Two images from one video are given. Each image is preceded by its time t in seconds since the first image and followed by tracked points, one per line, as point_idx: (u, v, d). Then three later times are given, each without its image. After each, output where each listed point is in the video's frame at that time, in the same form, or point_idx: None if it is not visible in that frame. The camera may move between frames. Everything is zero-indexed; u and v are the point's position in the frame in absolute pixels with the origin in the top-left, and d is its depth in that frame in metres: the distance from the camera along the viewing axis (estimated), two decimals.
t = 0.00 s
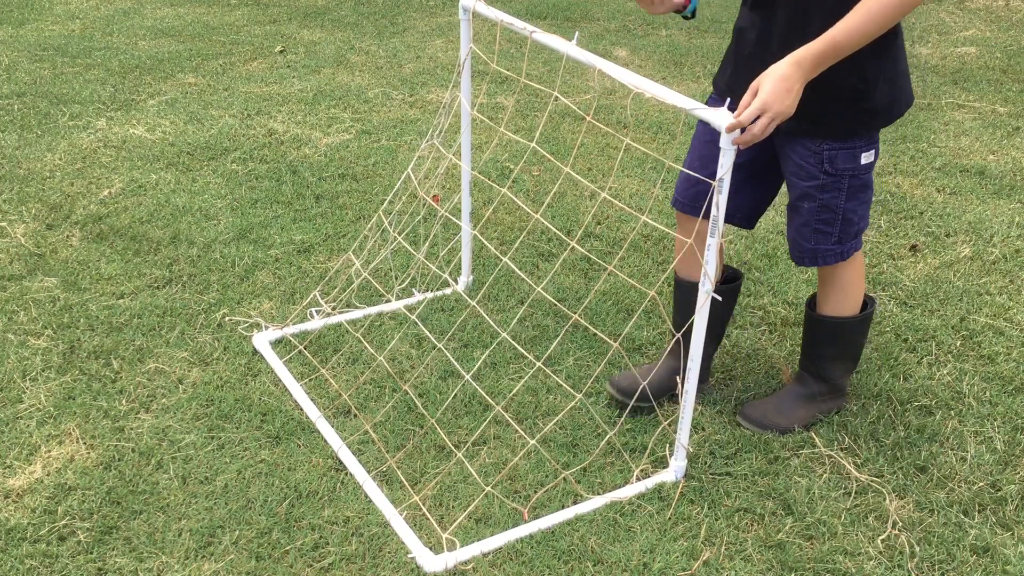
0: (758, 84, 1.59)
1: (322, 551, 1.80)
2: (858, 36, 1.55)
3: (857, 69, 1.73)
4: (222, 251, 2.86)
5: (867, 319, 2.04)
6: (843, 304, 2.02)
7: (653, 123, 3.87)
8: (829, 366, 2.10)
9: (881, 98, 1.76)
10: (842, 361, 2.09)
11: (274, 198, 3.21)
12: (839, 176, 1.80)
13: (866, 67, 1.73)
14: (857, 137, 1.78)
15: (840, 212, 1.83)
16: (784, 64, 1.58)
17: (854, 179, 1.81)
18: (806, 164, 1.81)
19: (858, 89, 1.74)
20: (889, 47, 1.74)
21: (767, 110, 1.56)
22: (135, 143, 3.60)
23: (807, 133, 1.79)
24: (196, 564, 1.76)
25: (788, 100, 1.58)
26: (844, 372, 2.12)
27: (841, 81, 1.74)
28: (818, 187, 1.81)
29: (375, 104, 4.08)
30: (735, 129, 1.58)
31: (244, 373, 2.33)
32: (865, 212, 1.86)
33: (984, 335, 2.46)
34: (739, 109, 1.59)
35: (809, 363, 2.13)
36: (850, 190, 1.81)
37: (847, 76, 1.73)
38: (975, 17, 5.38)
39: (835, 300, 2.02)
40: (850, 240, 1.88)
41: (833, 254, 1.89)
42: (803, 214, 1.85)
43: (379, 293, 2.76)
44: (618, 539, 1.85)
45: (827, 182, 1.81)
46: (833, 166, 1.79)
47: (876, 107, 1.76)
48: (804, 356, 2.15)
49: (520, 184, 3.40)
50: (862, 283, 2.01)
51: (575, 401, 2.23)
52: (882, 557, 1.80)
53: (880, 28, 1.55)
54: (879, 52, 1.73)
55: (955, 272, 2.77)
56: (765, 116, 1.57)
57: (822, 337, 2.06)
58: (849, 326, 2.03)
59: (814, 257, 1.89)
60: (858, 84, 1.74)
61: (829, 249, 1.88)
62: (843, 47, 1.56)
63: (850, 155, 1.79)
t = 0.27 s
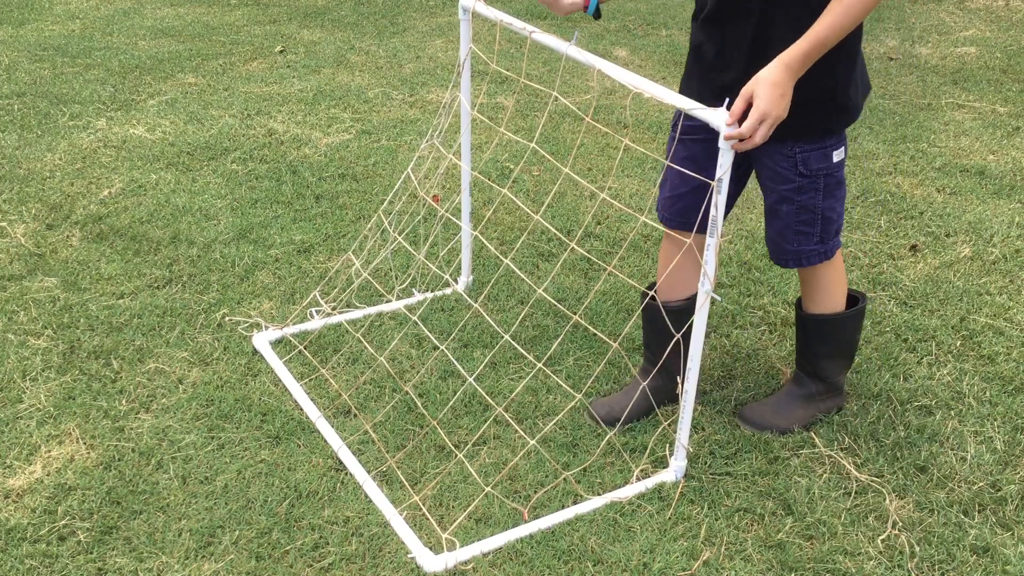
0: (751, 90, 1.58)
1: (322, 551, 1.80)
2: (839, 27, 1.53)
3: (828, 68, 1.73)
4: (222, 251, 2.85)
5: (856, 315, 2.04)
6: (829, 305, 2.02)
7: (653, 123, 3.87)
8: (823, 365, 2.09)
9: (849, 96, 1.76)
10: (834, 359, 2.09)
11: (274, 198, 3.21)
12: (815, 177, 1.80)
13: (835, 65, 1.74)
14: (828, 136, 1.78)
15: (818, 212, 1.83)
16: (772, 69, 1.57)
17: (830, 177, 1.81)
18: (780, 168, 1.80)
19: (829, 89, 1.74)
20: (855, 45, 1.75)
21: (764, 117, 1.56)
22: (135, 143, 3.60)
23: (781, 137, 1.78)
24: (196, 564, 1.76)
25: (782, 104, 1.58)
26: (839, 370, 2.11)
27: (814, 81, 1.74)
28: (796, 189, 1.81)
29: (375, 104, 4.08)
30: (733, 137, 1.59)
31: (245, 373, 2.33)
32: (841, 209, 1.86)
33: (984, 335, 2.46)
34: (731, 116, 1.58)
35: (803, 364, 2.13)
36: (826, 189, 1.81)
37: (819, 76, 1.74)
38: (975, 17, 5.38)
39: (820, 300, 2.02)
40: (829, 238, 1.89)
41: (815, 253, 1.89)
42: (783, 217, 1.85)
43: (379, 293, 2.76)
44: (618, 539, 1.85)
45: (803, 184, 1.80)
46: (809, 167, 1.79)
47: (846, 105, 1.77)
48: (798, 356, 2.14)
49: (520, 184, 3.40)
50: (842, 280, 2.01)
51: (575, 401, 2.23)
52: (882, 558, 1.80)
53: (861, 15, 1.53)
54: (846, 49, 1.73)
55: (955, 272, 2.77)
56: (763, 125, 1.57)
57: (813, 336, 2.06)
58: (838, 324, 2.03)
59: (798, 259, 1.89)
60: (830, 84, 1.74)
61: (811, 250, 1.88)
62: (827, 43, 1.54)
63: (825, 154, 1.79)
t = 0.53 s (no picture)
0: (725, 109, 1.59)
1: (322, 551, 1.80)
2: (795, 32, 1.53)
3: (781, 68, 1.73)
4: (222, 251, 2.86)
5: (833, 310, 2.03)
6: (801, 300, 2.02)
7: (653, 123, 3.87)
8: (812, 358, 2.09)
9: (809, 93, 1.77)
10: (821, 351, 2.08)
11: (274, 198, 3.21)
12: (778, 172, 1.80)
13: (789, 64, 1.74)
14: (791, 131, 1.78)
15: (783, 207, 1.83)
16: (740, 83, 1.58)
17: (794, 172, 1.81)
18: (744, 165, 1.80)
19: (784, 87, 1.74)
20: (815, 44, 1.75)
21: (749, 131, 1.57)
22: (135, 143, 3.60)
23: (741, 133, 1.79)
24: (196, 564, 1.76)
25: (760, 114, 1.58)
26: (828, 360, 2.11)
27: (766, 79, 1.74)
28: (760, 185, 1.81)
29: (375, 104, 4.08)
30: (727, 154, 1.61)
31: (245, 373, 2.33)
32: (808, 204, 1.86)
33: (984, 335, 2.46)
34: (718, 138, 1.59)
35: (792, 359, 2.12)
36: (791, 184, 1.82)
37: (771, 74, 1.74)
38: (975, 18, 5.38)
39: (794, 296, 2.01)
40: (797, 234, 1.88)
41: (782, 248, 1.89)
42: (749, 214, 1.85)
43: (379, 293, 2.76)
44: (618, 539, 1.85)
45: (768, 179, 1.80)
46: (772, 163, 1.79)
47: (804, 102, 1.77)
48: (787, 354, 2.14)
49: (520, 184, 3.40)
50: (812, 276, 2.00)
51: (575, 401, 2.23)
52: (882, 558, 1.80)
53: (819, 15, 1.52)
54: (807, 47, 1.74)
55: (955, 272, 2.77)
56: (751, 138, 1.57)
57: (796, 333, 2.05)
58: (820, 318, 2.03)
59: (766, 254, 1.89)
60: (783, 81, 1.74)
61: (778, 245, 1.88)
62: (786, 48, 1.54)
63: (787, 150, 1.79)
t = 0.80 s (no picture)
0: (716, 85, 1.59)
1: (322, 551, 1.80)
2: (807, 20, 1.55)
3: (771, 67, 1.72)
4: (222, 251, 2.86)
5: (830, 324, 2.00)
6: (787, 304, 2.00)
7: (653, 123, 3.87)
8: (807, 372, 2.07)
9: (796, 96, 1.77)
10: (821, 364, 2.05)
11: (274, 198, 3.21)
12: (757, 174, 1.79)
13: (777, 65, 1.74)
14: (772, 134, 1.77)
15: (760, 211, 1.82)
16: (739, 61, 1.58)
17: (773, 177, 1.80)
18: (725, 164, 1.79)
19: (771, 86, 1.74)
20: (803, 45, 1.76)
21: (733, 112, 1.57)
22: (135, 143, 3.60)
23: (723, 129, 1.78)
24: (196, 564, 1.76)
25: (747, 98, 1.57)
26: (830, 376, 2.07)
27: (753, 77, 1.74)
28: (738, 185, 1.80)
29: (375, 104, 4.08)
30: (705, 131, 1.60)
31: (245, 373, 2.33)
32: (786, 211, 1.85)
33: (984, 335, 2.46)
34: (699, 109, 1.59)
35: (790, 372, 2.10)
36: (769, 188, 1.80)
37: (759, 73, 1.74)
38: (975, 17, 5.38)
39: (777, 298, 2.00)
40: (773, 241, 1.87)
41: (757, 254, 1.88)
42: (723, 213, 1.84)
43: (379, 293, 2.76)
44: (618, 539, 1.85)
45: (746, 180, 1.79)
46: (751, 164, 1.78)
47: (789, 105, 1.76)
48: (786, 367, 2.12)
49: (520, 184, 3.40)
50: (801, 281, 1.99)
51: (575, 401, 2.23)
52: (882, 558, 1.80)
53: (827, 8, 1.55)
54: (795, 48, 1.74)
55: (955, 272, 2.77)
56: (735, 120, 1.57)
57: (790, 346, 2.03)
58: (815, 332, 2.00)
59: (737, 257, 1.87)
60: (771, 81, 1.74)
61: (752, 250, 1.87)
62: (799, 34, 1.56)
63: (768, 152, 1.78)
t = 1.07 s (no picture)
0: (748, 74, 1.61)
1: (322, 551, 1.80)
2: (853, 31, 1.55)
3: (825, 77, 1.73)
4: (222, 251, 2.86)
5: (864, 331, 2.02)
6: (835, 309, 2.00)
7: (653, 123, 3.87)
8: (827, 376, 2.07)
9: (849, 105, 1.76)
10: (842, 371, 2.06)
11: (274, 198, 3.21)
12: (811, 182, 1.79)
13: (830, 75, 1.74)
14: (826, 143, 1.78)
15: (813, 217, 1.82)
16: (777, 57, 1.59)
17: (826, 184, 1.80)
18: (778, 171, 1.80)
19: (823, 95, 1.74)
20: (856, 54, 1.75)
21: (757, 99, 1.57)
22: (135, 143, 3.60)
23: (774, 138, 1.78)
24: (196, 564, 1.76)
25: (777, 92, 1.58)
26: (846, 386, 2.08)
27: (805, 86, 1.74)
28: (792, 193, 1.80)
29: (375, 104, 4.08)
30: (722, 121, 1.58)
31: (244, 373, 2.33)
32: (840, 216, 1.85)
33: (984, 335, 2.46)
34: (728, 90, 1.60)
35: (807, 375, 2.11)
36: (822, 195, 1.81)
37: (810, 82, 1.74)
38: (975, 18, 5.38)
39: (825, 304, 2.01)
40: (825, 246, 1.87)
41: (809, 258, 1.88)
42: (776, 221, 1.84)
43: (379, 293, 2.76)
44: (618, 539, 1.85)
45: (799, 188, 1.80)
46: (804, 172, 1.78)
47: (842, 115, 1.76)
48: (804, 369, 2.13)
49: (520, 184, 3.40)
50: (852, 290, 2.00)
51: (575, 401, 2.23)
52: (882, 558, 1.80)
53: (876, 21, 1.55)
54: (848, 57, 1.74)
55: (955, 272, 2.77)
56: (758, 107, 1.58)
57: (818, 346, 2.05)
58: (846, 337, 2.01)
59: (790, 262, 1.87)
60: (823, 91, 1.74)
61: (805, 254, 1.87)
62: (838, 43, 1.56)
63: (821, 160, 1.78)
